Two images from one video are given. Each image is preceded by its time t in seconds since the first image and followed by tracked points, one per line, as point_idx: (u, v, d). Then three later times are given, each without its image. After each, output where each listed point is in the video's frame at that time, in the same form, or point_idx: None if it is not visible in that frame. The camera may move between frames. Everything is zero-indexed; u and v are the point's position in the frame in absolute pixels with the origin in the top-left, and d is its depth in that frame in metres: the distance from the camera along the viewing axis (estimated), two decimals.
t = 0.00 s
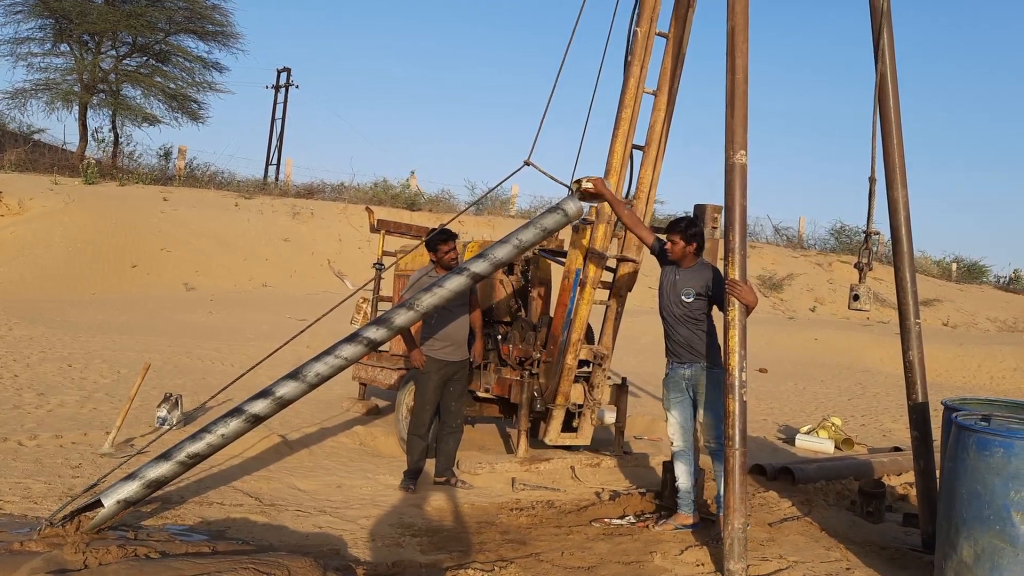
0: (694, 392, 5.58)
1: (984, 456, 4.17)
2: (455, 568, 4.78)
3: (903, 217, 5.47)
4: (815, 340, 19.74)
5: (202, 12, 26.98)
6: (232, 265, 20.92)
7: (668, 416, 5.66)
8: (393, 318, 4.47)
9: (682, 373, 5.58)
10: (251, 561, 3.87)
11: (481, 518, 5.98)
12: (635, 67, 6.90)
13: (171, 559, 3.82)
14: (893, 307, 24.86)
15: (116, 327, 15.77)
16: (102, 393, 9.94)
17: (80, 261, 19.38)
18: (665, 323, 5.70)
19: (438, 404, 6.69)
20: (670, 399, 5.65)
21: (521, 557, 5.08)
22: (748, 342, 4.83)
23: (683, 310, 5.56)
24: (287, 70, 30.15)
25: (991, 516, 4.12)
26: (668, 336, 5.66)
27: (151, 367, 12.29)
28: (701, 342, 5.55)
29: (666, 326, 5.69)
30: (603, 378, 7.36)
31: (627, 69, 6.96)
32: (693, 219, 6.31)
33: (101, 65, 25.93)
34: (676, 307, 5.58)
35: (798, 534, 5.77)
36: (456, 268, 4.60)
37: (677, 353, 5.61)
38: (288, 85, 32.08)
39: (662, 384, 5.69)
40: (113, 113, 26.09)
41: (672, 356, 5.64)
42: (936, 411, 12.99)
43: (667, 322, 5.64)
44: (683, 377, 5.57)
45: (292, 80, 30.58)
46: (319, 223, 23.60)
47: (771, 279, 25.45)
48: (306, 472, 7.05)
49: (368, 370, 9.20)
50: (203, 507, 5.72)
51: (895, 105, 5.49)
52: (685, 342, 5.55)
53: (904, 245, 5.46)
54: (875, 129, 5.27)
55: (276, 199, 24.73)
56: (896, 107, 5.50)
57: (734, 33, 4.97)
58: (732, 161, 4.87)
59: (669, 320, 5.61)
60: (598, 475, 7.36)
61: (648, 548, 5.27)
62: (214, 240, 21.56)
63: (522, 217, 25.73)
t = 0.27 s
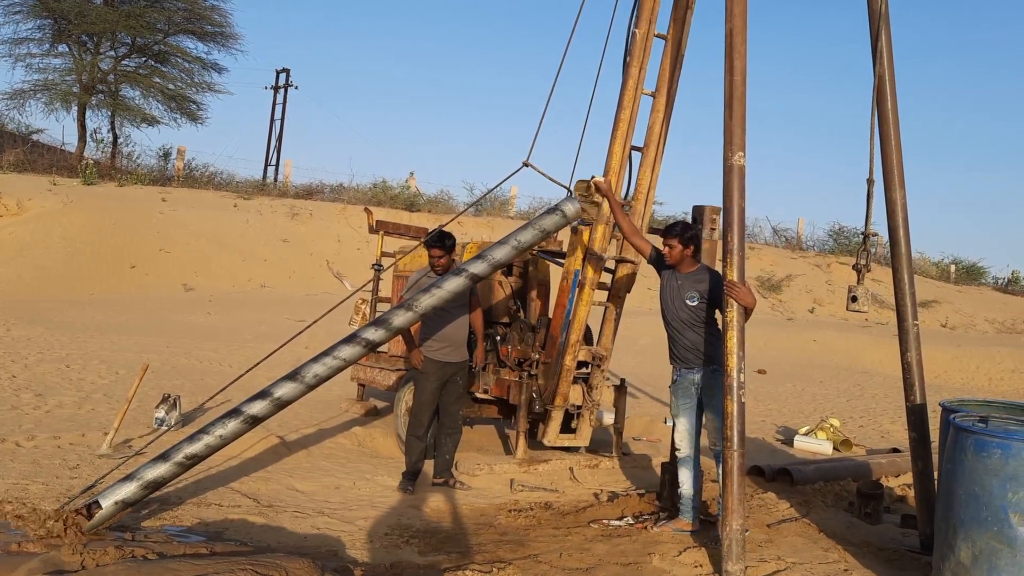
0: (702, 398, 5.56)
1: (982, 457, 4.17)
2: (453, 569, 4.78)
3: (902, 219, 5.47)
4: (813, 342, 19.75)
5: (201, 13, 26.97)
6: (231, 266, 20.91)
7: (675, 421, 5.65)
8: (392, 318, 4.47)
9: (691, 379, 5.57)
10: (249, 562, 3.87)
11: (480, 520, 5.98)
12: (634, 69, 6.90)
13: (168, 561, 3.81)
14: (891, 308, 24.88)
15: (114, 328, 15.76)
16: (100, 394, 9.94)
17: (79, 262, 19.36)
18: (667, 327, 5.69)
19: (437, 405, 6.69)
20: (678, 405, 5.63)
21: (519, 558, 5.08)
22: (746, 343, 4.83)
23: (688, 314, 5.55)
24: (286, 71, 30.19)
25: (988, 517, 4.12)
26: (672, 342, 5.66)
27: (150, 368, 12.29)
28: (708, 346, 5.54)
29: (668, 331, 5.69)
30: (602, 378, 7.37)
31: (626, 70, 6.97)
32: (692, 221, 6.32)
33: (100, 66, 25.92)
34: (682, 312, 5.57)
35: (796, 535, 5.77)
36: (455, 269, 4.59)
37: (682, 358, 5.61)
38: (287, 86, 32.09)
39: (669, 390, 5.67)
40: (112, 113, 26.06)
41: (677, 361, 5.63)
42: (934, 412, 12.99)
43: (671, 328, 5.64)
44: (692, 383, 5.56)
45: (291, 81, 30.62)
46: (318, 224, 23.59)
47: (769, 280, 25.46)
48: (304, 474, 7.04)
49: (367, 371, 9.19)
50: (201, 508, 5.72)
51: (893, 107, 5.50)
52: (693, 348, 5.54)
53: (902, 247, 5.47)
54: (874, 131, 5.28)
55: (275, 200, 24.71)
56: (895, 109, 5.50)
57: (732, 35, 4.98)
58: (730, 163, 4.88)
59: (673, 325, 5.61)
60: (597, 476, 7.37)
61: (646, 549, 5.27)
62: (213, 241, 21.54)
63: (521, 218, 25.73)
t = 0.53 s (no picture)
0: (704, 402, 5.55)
1: (979, 458, 4.17)
2: (450, 570, 4.78)
3: (898, 219, 5.47)
4: (811, 343, 19.77)
5: (199, 14, 26.96)
6: (228, 267, 20.91)
7: (679, 426, 5.62)
8: (389, 319, 4.45)
9: (694, 383, 5.56)
10: (246, 563, 3.86)
11: (477, 520, 5.98)
12: (631, 70, 6.91)
13: (165, 562, 3.81)
14: (888, 309, 24.93)
15: (112, 329, 15.75)
16: (97, 395, 9.92)
17: (76, 263, 19.35)
18: (671, 332, 5.70)
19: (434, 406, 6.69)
20: (682, 410, 5.62)
21: (516, 559, 5.08)
22: (742, 345, 4.84)
23: (693, 319, 5.55)
24: (284, 72, 30.21)
25: (985, 518, 4.13)
26: (676, 347, 5.66)
27: (147, 369, 12.28)
28: (711, 349, 5.54)
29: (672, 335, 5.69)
30: (599, 380, 7.37)
31: (623, 71, 6.97)
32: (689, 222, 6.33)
33: (97, 67, 25.92)
34: (687, 318, 5.57)
35: (794, 535, 5.77)
36: (453, 270, 4.58)
37: (686, 362, 5.60)
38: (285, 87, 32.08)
39: (672, 395, 5.66)
40: (109, 114, 26.03)
41: (681, 366, 5.62)
42: (931, 413, 13.02)
43: (675, 333, 5.64)
44: (695, 388, 5.56)
45: (289, 83, 30.65)
46: (316, 225, 23.59)
47: (767, 281, 25.49)
48: (301, 475, 7.04)
49: (365, 372, 9.19)
50: (198, 509, 5.71)
51: (890, 108, 5.51)
52: (697, 352, 5.54)
53: (898, 247, 5.48)
54: (871, 132, 5.29)
55: (273, 201, 24.70)
56: (891, 112, 5.51)
57: (729, 36, 4.99)
58: (728, 164, 4.88)
59: (677, 331, 5.62)
60: (594, 477, 7.38)
61: (643, 550, 5.27)
62: (211, 242, 21.53)
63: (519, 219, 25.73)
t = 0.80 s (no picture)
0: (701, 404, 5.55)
1: (974, 458, 4.18)
2: (447, 571, 4.78)
3: (893, 221, 5.49)
4: (807, 344, 19.80)
5: (195, 15, 26.95)
6: (224, 268, 20.88)
7: (677, 427, 5.61)
8: (385, 321, 4.44)
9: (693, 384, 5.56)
10: (242, 564, 3.86)
11: (474, 522, 5.99)
12: (628, 72, 6.92)
13: (161, 563, 3.81)
14: (884, 310, 24.97)
15: (108, 330, 15.73)
16: (93, 396, 9.91)
17: (71, 265, 19.32)
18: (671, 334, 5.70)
19: (431, 407, 6.69)
20: (680, 411, 5.61)
21: (513, 560, 5.08)
22: (739, 346, 4.85)
23: (692, 321, 5.56)
24: (280, 73, 30.25)
25: (980, 518, 4.14)
26: (676, 349, 5.67)
27: (143, 370, 12.27)
28: (710, 351, 5.53)
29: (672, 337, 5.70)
30: (596, 381, 7.38)
31: (620, 73, 6.99)
32: (685, 223, 6.35)
33: (93, 68, 25.88)
34: (688, 320, 5.58)
35: (789, 536, 5.78)
36: (449, 271, 4.57)
37: (685, 364, 5.60)
38: (281, 88, 32.08)
39: (670, 396, 5.66)
40: (105, 115, 25.99)
41: (680, 368, 5.62)
42: (927, 414, 13.04)
43: (675, 335, 5.65)
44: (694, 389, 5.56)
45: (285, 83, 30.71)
46: (312, 226, 23.58)
47: (763, 282, 25.51)
48: (297, 476, 7.04)
49: (361, 373, 9.19)
50: (194, 511, 5.71)
51: (886, 110, 5.52)
52: (696, 353, 5.54)
53: (894, 248, 5.49)
54: (867, 134, 5.30)
55: (270, 202, 24.68)
56: (887, 113, 5.52)
57: (726, 38, 5.00)
58: (724, 165, 4.89)
59: (677, 333, 5.63)
60: (591, 478, 7.39)
61: (640, 551, 5.28)
62: (207, 243, 21.50)
63: (516, 220, 25.74)
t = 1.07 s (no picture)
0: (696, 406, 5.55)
1: (967, 459, 4.20)
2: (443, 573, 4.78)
3: (888, 222, 5.51)
4: (802, 345, 19.84)
5: (190, 17, 26.93)
6: (219, 270, 20.85)
7: (674, 429, 5.62)
8: (381, 323, 4.44)
9: (689, 386, 5.57)
10: (238, 567, 3.85)
11: (469, 523, 5.99)
12: (622, 73, 6.94)
13: (156, 566, 3.80)
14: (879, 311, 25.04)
15: (102, 333, 15.69)
16: (88, 399, 9.89)
17: (66, 267, 19.28)
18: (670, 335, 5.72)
19: (426, 409, 6.69)
20: (677, 412, 5.62)
21: (509, 562, 5.09)
22: (734, 347, 4.86)
23: (691, 323, 5.57)
24: (275, 74, 30.28)
25: (974, 518, 4.16)
26: (674, 351, 5.69)
27: (138, 372, 12.25)
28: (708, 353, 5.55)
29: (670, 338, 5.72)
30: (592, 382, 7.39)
31: (614, 75, 7.00)
32: (680, 225, 6.36)
33: (87, 70, 25.84)
34: (687, 322, 5.59)
35: (784, 537, 5.80)
36: (444, 273, 4.56)
37: (682, 366, 5.61)
38: (276, 90, 32.07)
39: (665, 398, 5.67)
40: (100, 117, 25.94)
41: (677, 370, 5.63)
42: (921, 415, 13.08)
43: (673, 337, 5.67)
44: (690, 391, 5.56)
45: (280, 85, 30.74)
46: (308, 228, 23.55)
47: (758, 283, 25.56)
48: (292, 478, 7.03)
49: (357, 375, 9.19)
50: (189, 513, 5.70)
51: (880, 113, 5.54)
52: (694, 355, 5.55)
53: (888, 250, 5.51)
54: (860, 136, 5.32)
55: (265, 204, 24.65)
56: (881, 115, 5.54)
57: (720, 40, 5.01)
58: (718, 167, 4.90)
59: (676, 335, 5.64)
60: (587, 479, 7.39)
61: (635, 552, 5.28)
62: (202, 245, 21.47)
63: (511, 222, 25.75)
